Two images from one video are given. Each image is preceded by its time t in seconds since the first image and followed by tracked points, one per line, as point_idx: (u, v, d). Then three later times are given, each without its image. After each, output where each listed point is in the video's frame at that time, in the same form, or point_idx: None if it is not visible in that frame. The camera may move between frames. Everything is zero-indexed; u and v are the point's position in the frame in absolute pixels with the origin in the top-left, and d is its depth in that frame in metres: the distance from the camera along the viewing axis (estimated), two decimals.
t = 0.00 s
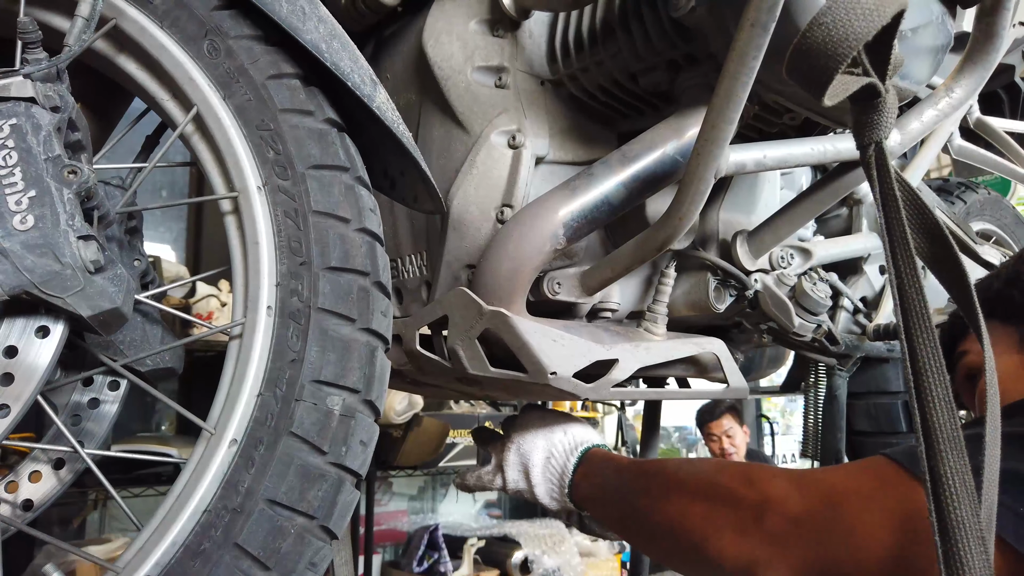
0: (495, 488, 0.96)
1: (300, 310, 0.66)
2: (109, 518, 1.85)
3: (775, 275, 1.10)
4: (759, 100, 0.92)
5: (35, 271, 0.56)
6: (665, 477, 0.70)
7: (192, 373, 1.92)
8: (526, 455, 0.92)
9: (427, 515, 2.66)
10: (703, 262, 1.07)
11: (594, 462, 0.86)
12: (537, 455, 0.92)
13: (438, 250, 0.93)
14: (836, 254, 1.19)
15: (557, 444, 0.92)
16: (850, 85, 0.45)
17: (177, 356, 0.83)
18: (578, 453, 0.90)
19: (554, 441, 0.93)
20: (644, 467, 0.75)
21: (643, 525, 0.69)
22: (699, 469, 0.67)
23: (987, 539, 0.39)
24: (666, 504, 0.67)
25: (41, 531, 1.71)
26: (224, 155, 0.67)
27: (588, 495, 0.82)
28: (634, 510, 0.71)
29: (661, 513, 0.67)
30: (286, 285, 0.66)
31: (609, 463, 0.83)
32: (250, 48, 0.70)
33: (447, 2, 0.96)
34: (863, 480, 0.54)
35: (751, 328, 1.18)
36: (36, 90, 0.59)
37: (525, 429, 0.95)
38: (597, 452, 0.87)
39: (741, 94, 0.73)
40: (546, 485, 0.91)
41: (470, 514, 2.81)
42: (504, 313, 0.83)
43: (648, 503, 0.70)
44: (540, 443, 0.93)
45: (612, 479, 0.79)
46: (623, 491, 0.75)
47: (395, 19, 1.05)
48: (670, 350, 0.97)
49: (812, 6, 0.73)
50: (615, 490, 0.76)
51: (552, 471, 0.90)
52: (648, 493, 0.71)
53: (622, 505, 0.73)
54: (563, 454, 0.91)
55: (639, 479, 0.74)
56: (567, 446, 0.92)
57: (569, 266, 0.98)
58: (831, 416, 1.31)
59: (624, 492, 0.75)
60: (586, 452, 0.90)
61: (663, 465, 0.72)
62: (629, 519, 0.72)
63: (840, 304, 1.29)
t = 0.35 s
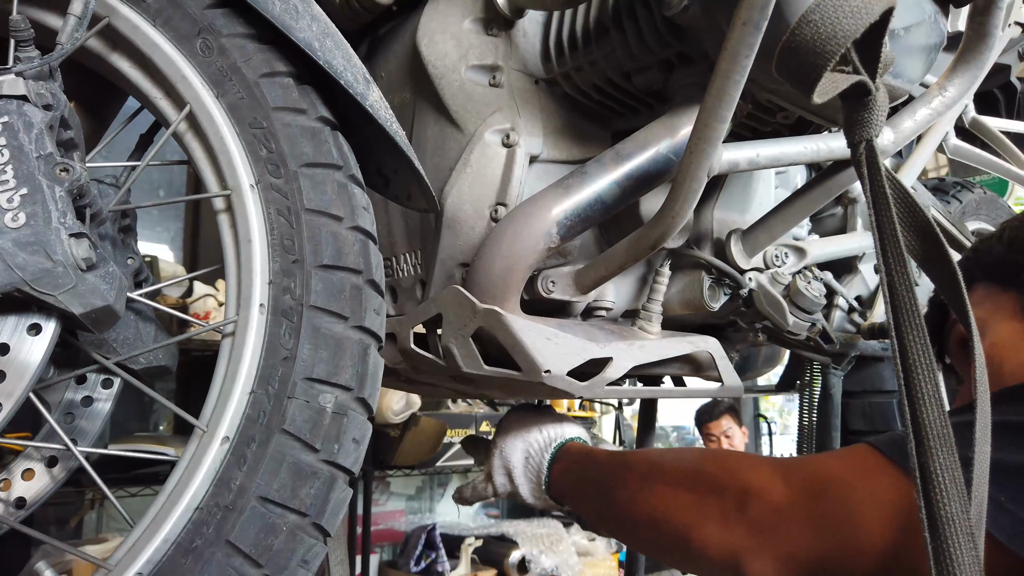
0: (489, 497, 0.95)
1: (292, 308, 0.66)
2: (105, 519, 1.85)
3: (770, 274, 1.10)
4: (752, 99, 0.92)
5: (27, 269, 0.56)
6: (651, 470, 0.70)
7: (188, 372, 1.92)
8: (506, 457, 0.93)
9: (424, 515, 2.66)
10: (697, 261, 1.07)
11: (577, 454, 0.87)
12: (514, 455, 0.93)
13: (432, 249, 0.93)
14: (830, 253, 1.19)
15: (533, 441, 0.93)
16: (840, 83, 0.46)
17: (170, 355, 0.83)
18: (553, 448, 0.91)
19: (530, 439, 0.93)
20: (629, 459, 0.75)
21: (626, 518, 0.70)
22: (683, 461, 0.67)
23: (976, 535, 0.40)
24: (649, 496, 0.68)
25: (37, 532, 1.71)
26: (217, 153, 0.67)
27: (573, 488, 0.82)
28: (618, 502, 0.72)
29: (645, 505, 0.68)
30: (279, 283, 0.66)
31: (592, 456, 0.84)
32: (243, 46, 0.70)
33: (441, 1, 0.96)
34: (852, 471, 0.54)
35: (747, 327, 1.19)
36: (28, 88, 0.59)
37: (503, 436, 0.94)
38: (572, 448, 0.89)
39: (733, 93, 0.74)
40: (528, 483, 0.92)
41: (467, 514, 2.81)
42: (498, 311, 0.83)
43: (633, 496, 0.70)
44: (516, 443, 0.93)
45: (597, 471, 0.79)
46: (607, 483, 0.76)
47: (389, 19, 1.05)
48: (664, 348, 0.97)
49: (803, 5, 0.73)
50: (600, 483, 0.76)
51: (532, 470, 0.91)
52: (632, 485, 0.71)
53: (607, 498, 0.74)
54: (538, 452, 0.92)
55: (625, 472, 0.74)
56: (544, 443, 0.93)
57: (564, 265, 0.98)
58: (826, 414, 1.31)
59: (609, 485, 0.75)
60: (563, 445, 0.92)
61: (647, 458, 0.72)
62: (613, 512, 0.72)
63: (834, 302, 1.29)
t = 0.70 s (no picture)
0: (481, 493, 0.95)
1: (286, 308, 0.66)
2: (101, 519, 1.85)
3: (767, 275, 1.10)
4: (749, 99, 0.92)
5: (18, 269, 0.56)
6: (643, 462, 0.70)
7: (185, 373, 1.92)
8: (502, 457, 0.92)
9: (421, 515, 2.66)
10: (694, 261, 1.07)
11: (567, 446, 0.87)
12: (503, 447, 0.93)
13: (428, 249, 0.93)
14: (828, 254, 1.19)
15: (523, 433, 0.93)
16: (836, 83, 0.45)
17: (164, 355, 0.83)
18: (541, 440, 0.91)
19: (520, 431, 0.94)
20: (621, 451, 0.75)
21: (615, 507, 0.70)
22: (676, 451, 0.67)
23: (974, 538, 0.39)
24: (640, 485, 0.68)
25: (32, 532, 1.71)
26: (210, 152, 0.67)
27: (562, 480, 0.82)
28: (608, 491, 0.72)
29: (635, 493, 0.68)
30: (272, 283, 0.66)
31: (582, 448, 0.84)
32: (237, 45, 0.70)
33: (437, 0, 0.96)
34: (846, 460, 0.53)
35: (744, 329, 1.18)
36: (19, 87, 0.58)
37: (496, 431, 0.94)
38: (558, 440, 0.89)
39: (730, 93, 0.73)
40: (516, 475, 0.92)
41: (465, 514, 2.80)
42: (494, 312, 0.82)
43: (623, 488, 0.69)
44: (507, 436, 0.93)
45: (587, 463, 0.79)
46: (597, 473, 0.75)
47: (385, 17, 1.05)
48: (661, 349, 0.97)
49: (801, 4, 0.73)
50: (591, 474, 0.76)
51: (521, 461, 0.91)
52: (622, 475, 0.71)
53: (597, 489, 0.74)
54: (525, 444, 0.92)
55: (615, 464, 0.74)
56: (533, 435, 0.93)
57: (560, 265, 0.98)
58: (823, 414, 1.31)
59: (599, 476, 0.74)
60: (550, 438, 0.91)
61: (639, 450, 0.72)
62: (602, 502, 0.72)
63: (832, 303, 1.29)
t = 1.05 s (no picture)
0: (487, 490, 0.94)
1: (285, 309, 0.65)
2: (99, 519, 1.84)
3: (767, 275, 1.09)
4: (749, 99, 0.92)
5: (16, 270, 0.55)
6: (650, 460, 0.71)
7: (182, 373, 1.91)
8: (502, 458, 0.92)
9: (420, 515, 2.65)
10: (693, 262, 1.07)
11: (578, 447, 0.87)
12: (521, 445, 0.92)
13: (427, 250, 0.93)
14: (828, 254, 1.19)
15: (540, 432, 0.93)
16: (840, 84, 0.45)
17: (163, 355, 0.83)
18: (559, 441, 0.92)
19: (537, 430, 0.93)
20: (630, 451, 0.75)
21: (626, 507, 0.70)
22: (683, 451, 0.68)
23: (976, 538, 0.39)
24: (648, 485, 0.68)
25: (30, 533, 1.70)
26: (209, 152, 0.66)
27: (574, 480, 0.83)
28: (618, 491, 0.72)
29: (643, 493, 0.68)
30: (271, 284, 0.66)
31: (593, 448, 0.84)
32: (236, 44, 0.70)
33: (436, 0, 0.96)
34: (849, 457, 0.53)
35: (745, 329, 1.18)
36: (17, 87, 0.58)
37: (509, 428, 0.94)
38: (579, 437, 0.89)
39: (730, 93, 0.73)
40: (533, 475, 0.91)
41: (463, 514, 2.80)
42: (495, 313, 0.82)
43: (632, 487, 0.70)
44: (524, 435, 0.93)
45: (598, 463, 0.79)
46: (608, 473, 0.76)
47: (384, 17, 1.05)
48: (661, 351, 0.96)
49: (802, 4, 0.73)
50: (602, 474, 0.77)
51: (538, 459, 0.91)
52: (631, 475, 0.71)
53: (608, 489, 0.74)
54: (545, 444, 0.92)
55: (623, 463, 0.74)
56: (551, 434, 0.93)
57: (560, 266, 0.97)
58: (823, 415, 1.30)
59: (610, 476, 0.75)
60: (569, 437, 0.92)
61: (648, 449, 0.73)
62: (613, 503, 0.73)
63: (832, 303, 1.30)
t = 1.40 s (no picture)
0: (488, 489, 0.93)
1: (284, 305, 0.65)
2: (99, 518, 1.84)
3: (768, 273, 1.09)
4: (750, 96, 0.92)
5: (14, 265, 0.55)
6: (652, 455, 0.70)
7: (182, 371, 1.91)
8: (505, 452, 0.92)
9: (420, 515, 2.65)
10: (694, 259, 1.06)
11: (582, 442, 0.87)
12: (526, 443, 0.92)
13: (428, 247, 0.93)
14: (829, 252, 1.19)
15: (543, 430, 0.93)
16: (841, 78, 0.44)
17: (162, 353, 0.83)
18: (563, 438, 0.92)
19: (540, 428, 0.93)
20: (632, 445, 0.75)
21: (629, 503, 0.70)
22: (685, 445, 0.67)
23: (980, 533, 0.39)
24: (651, 480, 0.68)
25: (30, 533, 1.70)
26: (208, 148, 0.66)
27: (579, 476, 0.83)
28: (621, 487, 0.72)
29: (646, 488, 0.68)
30: (271, 280, 0.65)
31: (596, 443, 0.84)
32: (235, 40, 0.69)
33: None
34: (850, 451, 0.53)
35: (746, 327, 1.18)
36: (16, 81, 0.57)
37: (513, 426, 0.93)
38: (582, 433, 0.89)
39: (732, 89, 0.73)
40: (539, 472, 0.91)
41: (464, 514, 2.80)
42: (495, 310, 0.82)
43: (635, 482, 0.70)
44: (527, 433, 0.92)
45: (603, 458, 0.79)
46: (611, 468, 0.76)
47: (384, 15, 1.04)
48: (662, 348, 0.96)
49: None
50: (606, 470, 0.77)
51: (543, 457, 0.91)
52: (634, 470, 0.71)
53: (611, 484, 0.74)
54: (549, 442, 0.92)
55: (626, 458, 0.74)
56: (555, 432, 0.93)
57: (560, 264, 0.97)
58: (823, 414, 1.30)
59: (613, 471, 0.75)
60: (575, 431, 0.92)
61: (650, 444, 0.72)
62: (616, 498, 0.73)
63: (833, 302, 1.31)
